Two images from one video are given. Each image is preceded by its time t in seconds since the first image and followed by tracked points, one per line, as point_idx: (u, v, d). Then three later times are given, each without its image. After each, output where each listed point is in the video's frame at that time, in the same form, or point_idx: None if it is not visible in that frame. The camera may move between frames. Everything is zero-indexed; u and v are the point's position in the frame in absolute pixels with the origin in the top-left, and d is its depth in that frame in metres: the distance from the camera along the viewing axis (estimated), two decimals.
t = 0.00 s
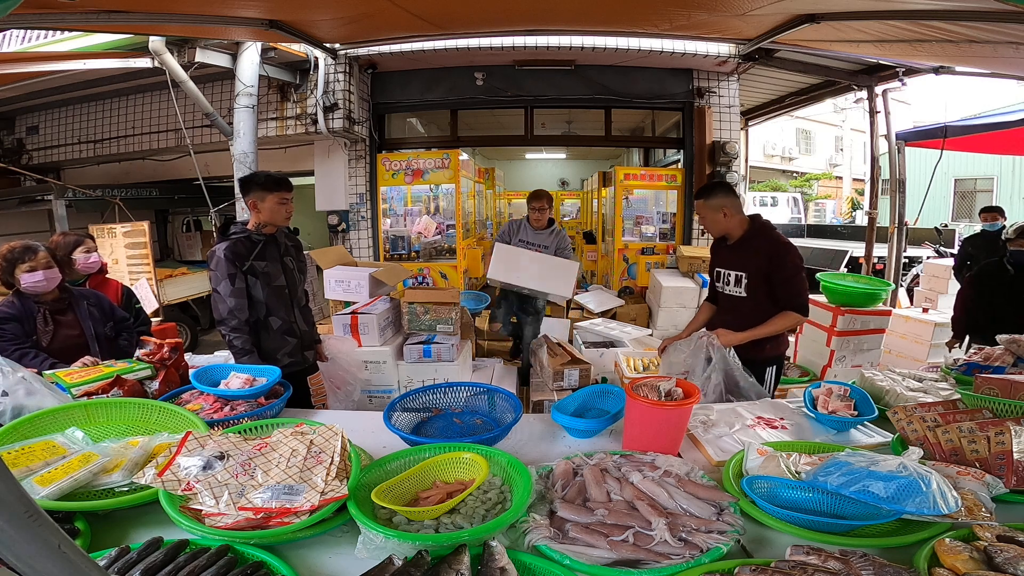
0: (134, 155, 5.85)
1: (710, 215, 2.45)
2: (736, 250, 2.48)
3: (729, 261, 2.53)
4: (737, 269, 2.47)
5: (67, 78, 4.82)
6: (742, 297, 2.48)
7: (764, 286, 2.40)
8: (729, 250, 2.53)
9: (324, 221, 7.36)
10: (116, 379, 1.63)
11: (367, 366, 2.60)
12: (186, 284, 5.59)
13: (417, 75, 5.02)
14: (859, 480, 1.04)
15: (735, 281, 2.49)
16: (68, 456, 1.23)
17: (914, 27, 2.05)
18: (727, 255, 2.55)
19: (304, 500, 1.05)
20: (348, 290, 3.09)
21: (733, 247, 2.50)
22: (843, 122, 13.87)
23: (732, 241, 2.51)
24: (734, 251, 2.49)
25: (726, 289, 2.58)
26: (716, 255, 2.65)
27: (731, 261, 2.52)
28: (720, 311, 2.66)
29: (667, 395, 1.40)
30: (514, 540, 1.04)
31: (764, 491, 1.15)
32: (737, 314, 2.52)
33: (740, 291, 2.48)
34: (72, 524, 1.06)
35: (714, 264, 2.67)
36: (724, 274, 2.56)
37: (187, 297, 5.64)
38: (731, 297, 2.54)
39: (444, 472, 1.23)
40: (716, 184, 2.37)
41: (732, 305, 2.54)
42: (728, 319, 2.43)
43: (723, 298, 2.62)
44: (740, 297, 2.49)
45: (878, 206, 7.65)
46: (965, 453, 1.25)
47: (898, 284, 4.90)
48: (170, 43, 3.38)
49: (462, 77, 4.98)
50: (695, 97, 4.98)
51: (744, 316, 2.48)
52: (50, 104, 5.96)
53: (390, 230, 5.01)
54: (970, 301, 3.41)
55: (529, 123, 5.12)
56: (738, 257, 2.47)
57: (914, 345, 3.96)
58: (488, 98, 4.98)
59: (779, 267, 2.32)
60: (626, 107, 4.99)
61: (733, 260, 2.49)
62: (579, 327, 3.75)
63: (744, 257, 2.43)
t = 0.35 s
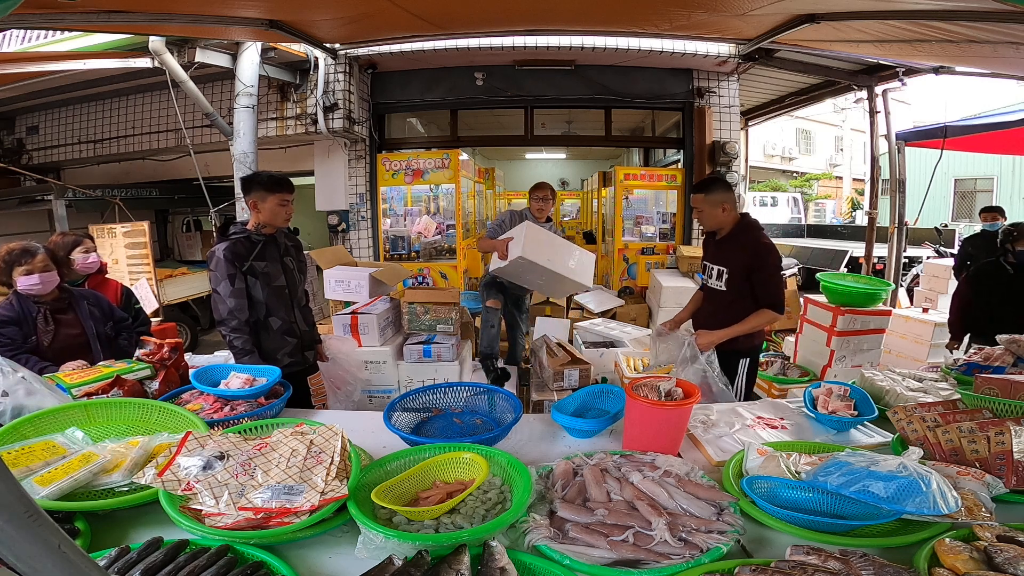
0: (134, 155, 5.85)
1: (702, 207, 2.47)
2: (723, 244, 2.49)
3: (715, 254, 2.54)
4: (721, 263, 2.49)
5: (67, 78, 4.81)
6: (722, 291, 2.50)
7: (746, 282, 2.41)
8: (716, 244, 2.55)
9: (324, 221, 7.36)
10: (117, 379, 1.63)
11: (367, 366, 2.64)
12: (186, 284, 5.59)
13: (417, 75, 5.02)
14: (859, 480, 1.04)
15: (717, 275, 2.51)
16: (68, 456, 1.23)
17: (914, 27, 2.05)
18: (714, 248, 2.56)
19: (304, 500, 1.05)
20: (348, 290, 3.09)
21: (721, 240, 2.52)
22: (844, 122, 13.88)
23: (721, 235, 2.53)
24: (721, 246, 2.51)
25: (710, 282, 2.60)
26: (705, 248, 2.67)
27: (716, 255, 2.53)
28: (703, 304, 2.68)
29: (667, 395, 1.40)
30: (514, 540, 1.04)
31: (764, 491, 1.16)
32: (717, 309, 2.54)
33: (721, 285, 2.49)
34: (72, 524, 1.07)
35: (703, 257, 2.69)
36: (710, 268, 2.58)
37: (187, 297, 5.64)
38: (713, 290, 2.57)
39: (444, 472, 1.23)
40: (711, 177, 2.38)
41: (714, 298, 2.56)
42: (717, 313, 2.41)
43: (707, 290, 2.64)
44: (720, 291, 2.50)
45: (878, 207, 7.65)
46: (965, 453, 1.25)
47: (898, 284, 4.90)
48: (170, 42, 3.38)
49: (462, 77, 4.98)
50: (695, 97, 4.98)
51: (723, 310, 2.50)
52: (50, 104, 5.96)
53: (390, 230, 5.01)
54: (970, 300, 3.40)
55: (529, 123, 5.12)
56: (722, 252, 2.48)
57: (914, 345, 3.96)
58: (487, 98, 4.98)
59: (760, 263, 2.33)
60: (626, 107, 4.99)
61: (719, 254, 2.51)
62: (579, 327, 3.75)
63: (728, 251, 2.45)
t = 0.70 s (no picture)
0: (134, 155, 5.85)
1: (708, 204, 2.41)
2: (722, 243, 2.47)
3: (712, 253, 2.50)
4: (719, 262, 2.46)
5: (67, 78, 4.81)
6: (719, 291, 2.47)
7: (745, 282, 2.40)
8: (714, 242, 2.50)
9: (324, 221, 7.37)
10: (117, 379, 1.63)
11: (367, 366, 2.66)
12: (186, 284, 5.60)
13: (417, 74, 5.02)
14: (859, 480, 1.04)
15: (716, 274, 2.47)
16: (68, 456, 1.23)
17: (915, 27, 2.04)
18: (710, 247, 2.53)
19: (303, 500, 1.05)
20: (348, 290, 3.09)
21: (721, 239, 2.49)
22: (844, 122, 13.89)
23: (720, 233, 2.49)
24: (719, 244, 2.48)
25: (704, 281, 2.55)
26: (699, 247, 2.63)
27: (714, 253, 2.50)
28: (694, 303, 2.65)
29: (667, 395, 1.40)
30: (514, 540, 1.04)
31: (764, 491, 1.16)
32: (710, 307, 2.51)
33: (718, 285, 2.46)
34: (72, 524, 1.07)
35: (696, 255, 2.65)
36: (705, 267, 2.54)
37: (187, 297, 5.64)
38: (709, 289, 2.52)
39: (444, 472, 1.23)
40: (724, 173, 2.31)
41: (707, 297, 2.53)
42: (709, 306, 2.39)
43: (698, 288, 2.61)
44: (716, 290, 2.47)
45: (878, 206, 7.66)
46: (965, 453, 1.25)
47: (898, 284, 4.89)
48: (170, 43, 3.38)
49: (462, 77, 4.98)
50: (695, 97, 4.98)
51: (717, 309, 2.48)
52: (50, 104, 5.96)
53: (390, 230, 5.02)
54: (969, 299, 3.40)
55: (529, 123, 5.12)
56: (723, 251, 2.44)
57: (914, 344, 3.96)
58: (487, 98, 4.98)
59: (759, 263, 2.34)
60: (626, 107, 4.99)
61: (717, 252, 2.48)
62: (579, 327, 3.75)
63: (728, 250, 2.43)
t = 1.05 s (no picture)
0: (134, 155, 5.84)
1: (725, 211, 2.26)
2: (730, 248, 2.39)
3: (719, 260, 2.41)
4: (731, 269, 2.39)
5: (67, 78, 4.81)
6: (734, 298, 2.41)
7: (757, 286, 2.41)
8: (722, 249, 2.40)
9: (324, 221, 7.37)
10: (116, 379, 1.63)
11: (367, 366, 2.64)
12: (186, 284, 5.59)
13: (417, 75, 5.02)
14: (859, 480, 1.04)
15: (730, 281, 2.38)
16: (68, 456, 1.23)
17: (914, 27, 2.05)
18: (714, 253, 2.42)
19: (303, 500, 1.05)
20: (348, 290, 3.09)
21: (729, 245, 2.40)
22: (844, 122, 13.89)
23: (727, 239, 2.40)
24: (727, 250, 2.39)
25: (712, 288, 2.44)
26: (696, 252, 2.48)
27: (721, 260, 2.41)
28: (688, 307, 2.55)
29: (668, 395, 1.40)
30: (514, 540, 1.04)
31: (764, 491, 1.16)
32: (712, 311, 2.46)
33: (729, 291, 2.40)
34: (72, 524, 1.07)
35: (691, 261, 2.50)
36: (710, 274, 2.43)
37: (187, 297, 5.64)
38: (721, 297, 2.42)
39: (444, 472, 1.23)
40: (745, 180, 2.18)
41: (714, 303, 2.45)
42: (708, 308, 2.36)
43: (701, 296, 2.48)
44: (727, 297, 2.42)
45: (878, 206, 7.66)
46: (965, 453, 1.25)
47: (898, 284, 4.89)
48: (170, 42, 3.38)
49: (462, 77, 4.98)
50: (695, 97, 4.98)
51: (729, 315, 2.43)
52: (50, 104, 5.96)
53: (390, 230, 5.02)
54: (969, 299, 3.40)
55: (529, 122, 5.12)
56: (737, 258, 2.37)
57: (914, 344, 3.96)
58: (488, 98, 4.98)
59: (768, 265, 2.38)
60: (626, 107, 4.99)
61: (726, 259, 2.39)
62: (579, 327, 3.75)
63: (740, 256, 2.38)
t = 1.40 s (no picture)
0: (134, 155, 5.85)
1: (768, 222, 2.04)
2: (758, 260, 2.26)
3: (747, 273, 2.25)
4: (758, 282, 2.28)
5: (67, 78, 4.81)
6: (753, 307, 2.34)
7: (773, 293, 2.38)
8: (751, 260, 2.24)
9: (324, 221, 7.37)
10: (117, 379, 1.63)
11: (368, 366, 2.70)
12: (186, 284, 5.59)
13: (417, 75, 5.02)
14: (859, 480, 1.04)
15: (754, 292, 2.29)
16: (68, 456, 1.23)
17: (914, 27, 2.05)
18: (743, 266, 2.23)
19: (303, 500, 1.05)
20: (348, 290, 3.09)
21: (754, 255, 2.25)
22: (844, 122, 13.89)
23: (756, 251, 2.23)
24: (756, 262, 2.25)
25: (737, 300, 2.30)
26: (722, 265, 2.24)
27: (749, 272, 2.25)
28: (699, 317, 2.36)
29: (667, 394, 1.40)
30: (514, 540, 1.04)
31: (764, 491, 1.15)
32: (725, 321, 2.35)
33: (753, 303, 2.32)
34: (72, 524, 1.07)
35: (715, 275, 2.25)
36: (737, 287, 2.26)
37: (187, 297, 5.64)
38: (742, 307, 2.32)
39: (444, 472, 1.23)
40: (789, 189, 1.98)
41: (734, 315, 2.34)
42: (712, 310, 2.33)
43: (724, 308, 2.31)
44: (748, 307, 2.34)
45: (878, 206, 7.66)
46: (965, 453, 1.25)
47: (898, 284, 4.89)
48: (170, 42, 3.38)
49: (462, 77, 4.97)
50: (695, 97, 4.98)
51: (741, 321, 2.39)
52: (50, 104, 5.96)
53: (390, 230, 5.03)
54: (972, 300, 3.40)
55: (529, 123, 5.12)
56: (763, 268, 2.27)
57: (914, 344, 3.95)
58: (487, 98, 4.97)
59: (780, 270, 2.36)
60: (626, 107, 4.99)
61: (754, 272, 2.25)
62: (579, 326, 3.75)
63: (766, 267, 2.28)
